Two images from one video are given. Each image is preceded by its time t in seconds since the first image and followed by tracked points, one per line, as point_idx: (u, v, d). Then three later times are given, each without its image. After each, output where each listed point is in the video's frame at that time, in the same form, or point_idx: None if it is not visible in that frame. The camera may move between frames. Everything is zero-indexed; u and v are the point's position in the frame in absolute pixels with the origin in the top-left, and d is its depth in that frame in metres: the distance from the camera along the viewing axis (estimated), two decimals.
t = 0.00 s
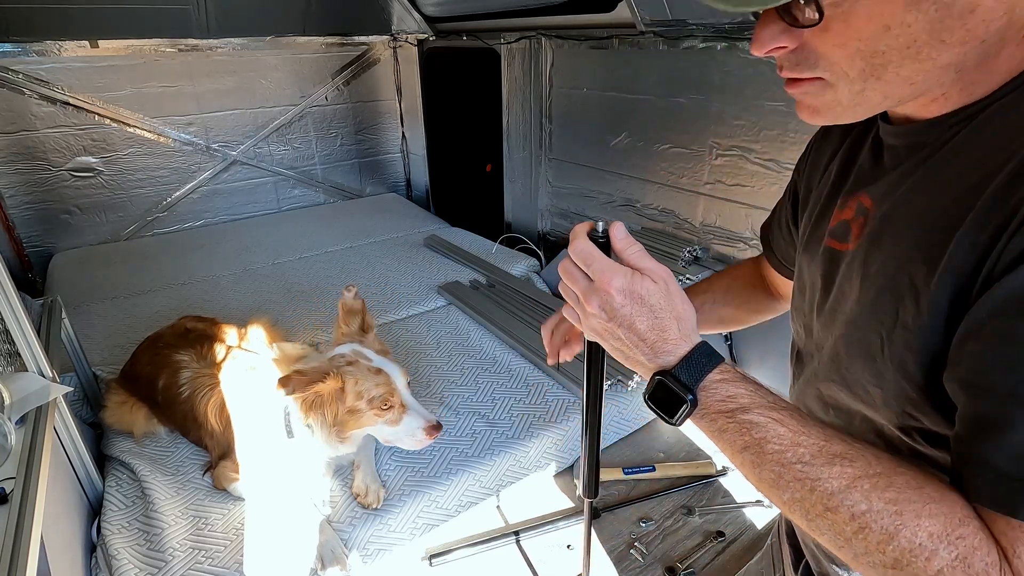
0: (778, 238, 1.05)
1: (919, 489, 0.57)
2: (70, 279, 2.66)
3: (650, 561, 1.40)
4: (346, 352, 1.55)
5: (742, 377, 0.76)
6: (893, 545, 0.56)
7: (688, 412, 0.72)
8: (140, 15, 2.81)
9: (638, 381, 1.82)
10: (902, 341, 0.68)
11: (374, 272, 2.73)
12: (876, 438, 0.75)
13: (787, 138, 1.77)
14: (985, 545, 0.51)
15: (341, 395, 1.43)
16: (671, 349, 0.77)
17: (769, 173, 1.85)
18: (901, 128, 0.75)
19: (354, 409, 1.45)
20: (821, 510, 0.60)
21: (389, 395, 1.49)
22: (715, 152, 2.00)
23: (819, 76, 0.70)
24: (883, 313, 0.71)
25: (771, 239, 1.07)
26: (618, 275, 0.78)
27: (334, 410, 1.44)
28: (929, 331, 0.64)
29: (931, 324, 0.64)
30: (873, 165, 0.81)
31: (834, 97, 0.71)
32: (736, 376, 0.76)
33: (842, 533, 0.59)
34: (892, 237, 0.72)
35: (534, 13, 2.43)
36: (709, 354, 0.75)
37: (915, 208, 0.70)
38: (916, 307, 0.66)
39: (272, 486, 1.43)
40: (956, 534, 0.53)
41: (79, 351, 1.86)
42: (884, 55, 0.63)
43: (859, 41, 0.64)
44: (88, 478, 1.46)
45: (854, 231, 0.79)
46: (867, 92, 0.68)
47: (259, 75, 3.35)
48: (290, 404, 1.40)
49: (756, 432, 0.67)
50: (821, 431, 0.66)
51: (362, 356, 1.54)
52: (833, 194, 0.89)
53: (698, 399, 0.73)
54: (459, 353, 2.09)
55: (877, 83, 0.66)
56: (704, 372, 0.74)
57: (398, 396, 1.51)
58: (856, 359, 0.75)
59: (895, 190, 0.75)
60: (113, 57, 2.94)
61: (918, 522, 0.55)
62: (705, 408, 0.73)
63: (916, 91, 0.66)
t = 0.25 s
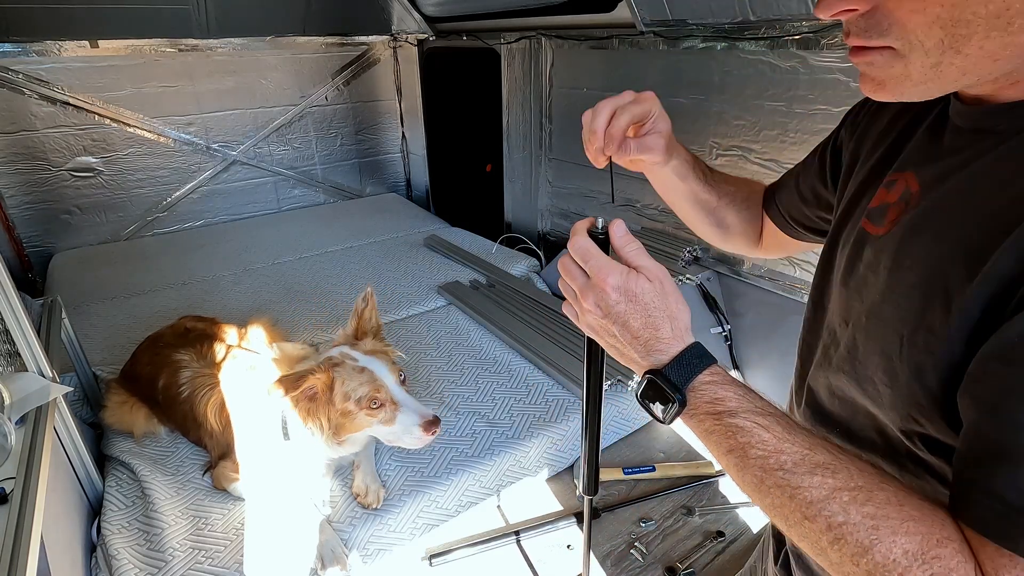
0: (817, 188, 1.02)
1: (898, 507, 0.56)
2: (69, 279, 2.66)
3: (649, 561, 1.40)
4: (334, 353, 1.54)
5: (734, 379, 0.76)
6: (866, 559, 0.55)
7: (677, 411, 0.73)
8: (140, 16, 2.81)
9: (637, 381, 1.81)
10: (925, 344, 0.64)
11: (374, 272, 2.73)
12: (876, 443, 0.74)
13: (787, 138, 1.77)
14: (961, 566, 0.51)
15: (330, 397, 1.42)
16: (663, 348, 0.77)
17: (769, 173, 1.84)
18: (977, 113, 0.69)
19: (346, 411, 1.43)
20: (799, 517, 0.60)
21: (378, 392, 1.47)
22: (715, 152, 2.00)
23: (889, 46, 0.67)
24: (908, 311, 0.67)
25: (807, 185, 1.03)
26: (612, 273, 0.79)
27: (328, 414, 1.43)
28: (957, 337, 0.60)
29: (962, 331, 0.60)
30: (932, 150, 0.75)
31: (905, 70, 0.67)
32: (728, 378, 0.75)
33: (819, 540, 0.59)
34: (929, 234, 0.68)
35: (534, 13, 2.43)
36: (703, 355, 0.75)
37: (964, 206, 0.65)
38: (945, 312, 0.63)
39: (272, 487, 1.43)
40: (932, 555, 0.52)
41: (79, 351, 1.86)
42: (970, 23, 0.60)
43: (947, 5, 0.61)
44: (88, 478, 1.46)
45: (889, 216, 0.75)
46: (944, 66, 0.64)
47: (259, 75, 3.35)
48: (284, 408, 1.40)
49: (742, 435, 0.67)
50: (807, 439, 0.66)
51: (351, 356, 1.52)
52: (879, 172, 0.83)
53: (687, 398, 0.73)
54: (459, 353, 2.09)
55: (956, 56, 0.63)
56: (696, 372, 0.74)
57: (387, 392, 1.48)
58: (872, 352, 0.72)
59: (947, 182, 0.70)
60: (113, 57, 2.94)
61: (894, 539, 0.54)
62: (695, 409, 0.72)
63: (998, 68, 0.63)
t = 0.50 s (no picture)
0: (840, 146, 0.98)
1: (883, 516, 0.56)
2: (69, 279, 2.65)
3: (649, 561, 1.39)
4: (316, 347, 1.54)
5: (728, 380, 0.75)
6: (848, 565, 0.55)
7: (669, 411, 0.72)
8: (140, 16, 2.81)
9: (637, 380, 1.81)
10: (943, 354, 0.61)
11: (374, 272, 2.73)
12: (881, 447, 0.74)
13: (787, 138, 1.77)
14: None
15: (320, 387, 1.41)
16: (659, 346, 0.77)
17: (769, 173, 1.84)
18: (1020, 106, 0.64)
19: (340, 399, 1.42)
20: (785, 520, 0.60)
21: (360, 368, 1.46)
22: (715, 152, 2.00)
23: (935, 35, 0.62)
24: (926, 317, 0.63)
25: (826, 138, 0.99)
26: (609, 270, 0.79)
27: (323, 406, 1.43)
28: (976, 351, 0.57)
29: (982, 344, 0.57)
30: (971, 141, 0.69)
31: (951, 63, 0.62)
32: (723, 378, 0.75)
33: (804, 544, 0.58)
34: (954, 233, 0.63)
35: (534, 13, 2.43)
36: (698, 354, 0.75)
37: (992, 210, 0.60)
38: (968, 319, 0.59)
39: (274, 489, 1.43)
40: (914, 565, 0.52)
41: (79, 351, 1.86)
42: None
43: None
44: (88, 478, 1.46)
45: (912, 210, 0.70)
46: (995, 58, 0.59)
47: (259, 75, 3.35)
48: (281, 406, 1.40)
49: (732, 436, 0.66)
50: (797, 442, 0.66)
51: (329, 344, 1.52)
52: (910, 160, 0.78)
53: (680, 397, 0.73)
54: (459, 353, 2.09)
55: (1009, 49, 0.57)
56: (690, 371, 0.74)
57: (369, 367, 1.47)
58: (891, 354, 0.68)
59: (981, 179, 0.64)
60: (113, 57, 2.94)
61: (876, 547, 0.54)
62: (688, 410, 0.72)
63: None
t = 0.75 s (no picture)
0: (852, 136, 0.98)
1: (877, 523, 0.56)
2: (69, 279, 2.65)
3: (650, 561, 1.39)
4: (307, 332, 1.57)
5: (726, 382, 0.76)
6: (840, 571, 0.55)
7: (667, 411, 0.73)
8: (140, 16, 2.81)
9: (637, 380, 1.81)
10: (948, 359, 0.60)
11: (374, 272, 2.73)
12: (882, 451, 0.74)
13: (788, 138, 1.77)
14: None
15: (311, 372, 1.45)
16: (657, 348, 0.77)
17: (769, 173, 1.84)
18: None
19: (330, 384, 1.47)
20: (779, 525, 0.60)
21: (350, 353, 1.51)
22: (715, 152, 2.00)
23: (953, 34, 0.62)
24: (932, 320, 0.63)
25: (837, 127, 0.99)
26: (608, 270, 0.79)
27: (313, 391, 1.46)
28: (982, 357, 0.57)
29: (988, 350, 0.57)
30: (985, 144, 0.68)
31: (971, 62, 0.62)
32: (720, 380, 0.75)
33: (797, 549, 0.58)
34: (963, 237, 0.63)
35: (534, 13, 2.43)
36: (695, 355, 0.75)
37: (1002, 214, 0.60)
38: (975, 325, 0.58)
39: (273, 485, 1.44)
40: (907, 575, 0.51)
41: (79, 351, 1.86)
42: None
43: None
44: (88, 479, 1.46)
45: (923, 211, 0.70)
46: (1014, 59, 0.59)
47: (259, 75, 3.35)
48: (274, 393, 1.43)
49: (728, 439, 0.66)
50: (792, 446, 0.66)
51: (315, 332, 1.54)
52: (923, 160, 0.77)
53: (677, 398, 0.73)
54: (459, 352, 2.09)
55: None
56: (687, 372, 0.74)
57: (359, 352, 1.52)
58: (895, 358, 0.68)
59: (992, 183, 0.64)
60: (113, 57, 2.94)
61: (869, 553, 0.54)
62: (685, 411, 0.72)
63: None
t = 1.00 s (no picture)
0: (853, 136, 0.98)
1: (870, 527, 0.56)
2: (69, 279, 2.65)
3: (649, 561, 1.39)
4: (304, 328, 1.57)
5: (721, 384, 0.76)
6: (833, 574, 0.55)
7: (662, 412, 0.73)
8: (140, 16, 2.81)
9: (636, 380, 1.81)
10: (947, 362, 0.61)
11: (374, 272, 2.73)
12: (878, 455, 0.74)
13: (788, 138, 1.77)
14: None
15: (308, 368, 1.46)
16: (654, 348, 0.77)
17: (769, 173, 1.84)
18: None
19: (326, 378, 1.47)
20: (773, 527, 0.60)
21: (346, 348, 1.51)
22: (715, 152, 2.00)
23: (957, 35, 0.61)
24: (931, 323, 0.63)
25: (839, 126, 0.99)
26: (606, 270, 0.80)
27: (310, 387, 1.47)
28: (981, 361, 0.57)
29: (986, 354, 0.57)
30: (986, 146, 0.68)
31: (975, 64, 0.62)
32: (715, 382, 0.75)
33: (791, 552, 0.59)
34: (964, 241, 0.63)
35: (534, 13, 2.43)
36: (691, 356, 0.75)
37: (1003, 217, 0.60)
38: (975, 329, 0.58)
39: (273, 484, 1.44)
40: None
41: (79, 351, 1.86)
42: None
43: None
44: (88, 479, 1.46)
45: (924, 212, 0.70)
46: (1017, 60, 0.59)
47: (259, 75, 3.35)
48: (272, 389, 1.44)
49: (723, 440, 0.67)
50: (787, 449, 0.66)
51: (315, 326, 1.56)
52: (923, 161, 0.77)
53: (673, 399, 0.73)
54: (459, 352, 2.09)
55: None
56: (683, 373, 0.74)
57: (355, 347, 1.52)
58: (893, 360, 0.69)
59: (994, 184, 0.64)
60: (113, 57, 2.94)
61: (861, 557, 0.54)
62: (681, 412, 0.72)
63: None
